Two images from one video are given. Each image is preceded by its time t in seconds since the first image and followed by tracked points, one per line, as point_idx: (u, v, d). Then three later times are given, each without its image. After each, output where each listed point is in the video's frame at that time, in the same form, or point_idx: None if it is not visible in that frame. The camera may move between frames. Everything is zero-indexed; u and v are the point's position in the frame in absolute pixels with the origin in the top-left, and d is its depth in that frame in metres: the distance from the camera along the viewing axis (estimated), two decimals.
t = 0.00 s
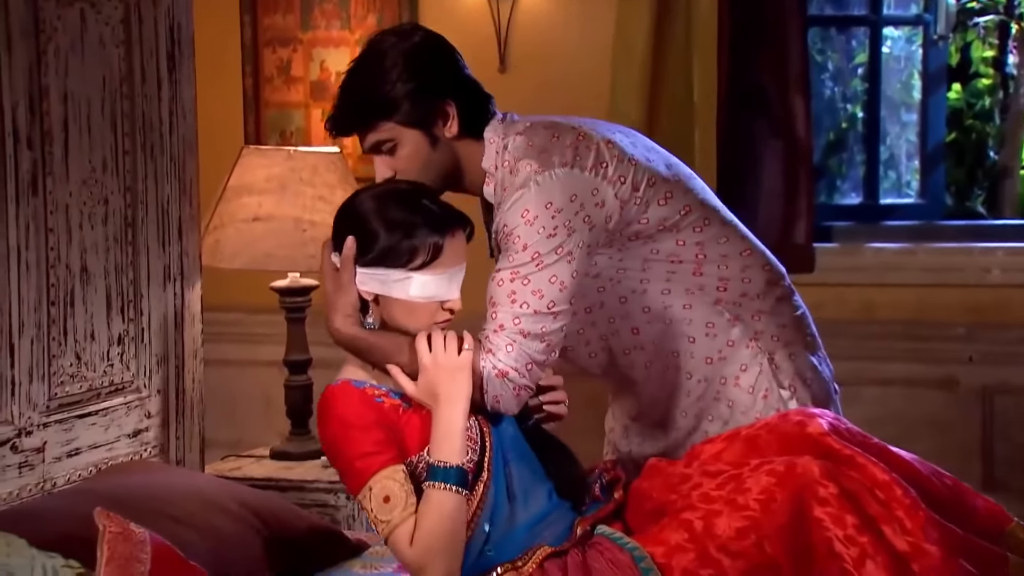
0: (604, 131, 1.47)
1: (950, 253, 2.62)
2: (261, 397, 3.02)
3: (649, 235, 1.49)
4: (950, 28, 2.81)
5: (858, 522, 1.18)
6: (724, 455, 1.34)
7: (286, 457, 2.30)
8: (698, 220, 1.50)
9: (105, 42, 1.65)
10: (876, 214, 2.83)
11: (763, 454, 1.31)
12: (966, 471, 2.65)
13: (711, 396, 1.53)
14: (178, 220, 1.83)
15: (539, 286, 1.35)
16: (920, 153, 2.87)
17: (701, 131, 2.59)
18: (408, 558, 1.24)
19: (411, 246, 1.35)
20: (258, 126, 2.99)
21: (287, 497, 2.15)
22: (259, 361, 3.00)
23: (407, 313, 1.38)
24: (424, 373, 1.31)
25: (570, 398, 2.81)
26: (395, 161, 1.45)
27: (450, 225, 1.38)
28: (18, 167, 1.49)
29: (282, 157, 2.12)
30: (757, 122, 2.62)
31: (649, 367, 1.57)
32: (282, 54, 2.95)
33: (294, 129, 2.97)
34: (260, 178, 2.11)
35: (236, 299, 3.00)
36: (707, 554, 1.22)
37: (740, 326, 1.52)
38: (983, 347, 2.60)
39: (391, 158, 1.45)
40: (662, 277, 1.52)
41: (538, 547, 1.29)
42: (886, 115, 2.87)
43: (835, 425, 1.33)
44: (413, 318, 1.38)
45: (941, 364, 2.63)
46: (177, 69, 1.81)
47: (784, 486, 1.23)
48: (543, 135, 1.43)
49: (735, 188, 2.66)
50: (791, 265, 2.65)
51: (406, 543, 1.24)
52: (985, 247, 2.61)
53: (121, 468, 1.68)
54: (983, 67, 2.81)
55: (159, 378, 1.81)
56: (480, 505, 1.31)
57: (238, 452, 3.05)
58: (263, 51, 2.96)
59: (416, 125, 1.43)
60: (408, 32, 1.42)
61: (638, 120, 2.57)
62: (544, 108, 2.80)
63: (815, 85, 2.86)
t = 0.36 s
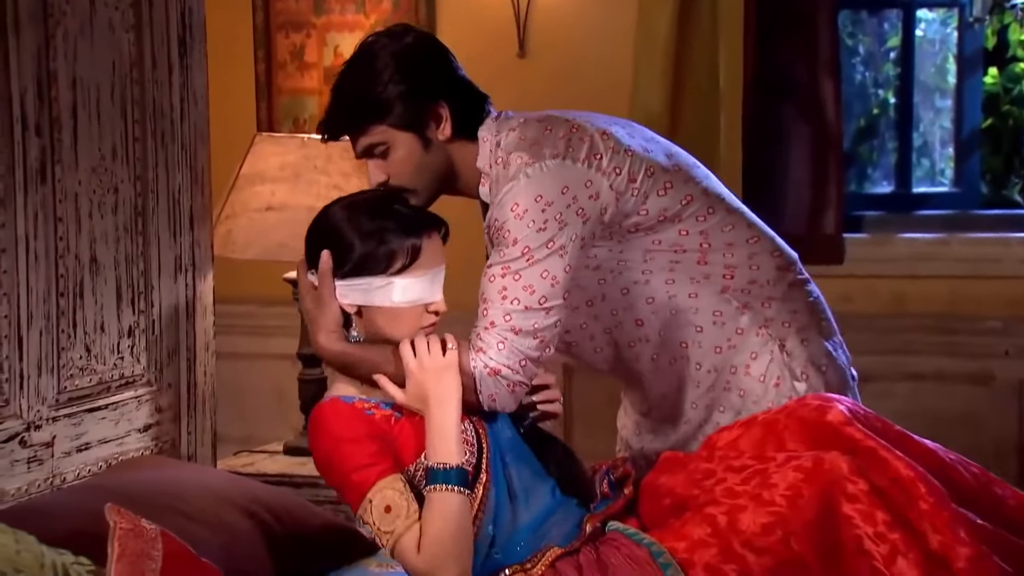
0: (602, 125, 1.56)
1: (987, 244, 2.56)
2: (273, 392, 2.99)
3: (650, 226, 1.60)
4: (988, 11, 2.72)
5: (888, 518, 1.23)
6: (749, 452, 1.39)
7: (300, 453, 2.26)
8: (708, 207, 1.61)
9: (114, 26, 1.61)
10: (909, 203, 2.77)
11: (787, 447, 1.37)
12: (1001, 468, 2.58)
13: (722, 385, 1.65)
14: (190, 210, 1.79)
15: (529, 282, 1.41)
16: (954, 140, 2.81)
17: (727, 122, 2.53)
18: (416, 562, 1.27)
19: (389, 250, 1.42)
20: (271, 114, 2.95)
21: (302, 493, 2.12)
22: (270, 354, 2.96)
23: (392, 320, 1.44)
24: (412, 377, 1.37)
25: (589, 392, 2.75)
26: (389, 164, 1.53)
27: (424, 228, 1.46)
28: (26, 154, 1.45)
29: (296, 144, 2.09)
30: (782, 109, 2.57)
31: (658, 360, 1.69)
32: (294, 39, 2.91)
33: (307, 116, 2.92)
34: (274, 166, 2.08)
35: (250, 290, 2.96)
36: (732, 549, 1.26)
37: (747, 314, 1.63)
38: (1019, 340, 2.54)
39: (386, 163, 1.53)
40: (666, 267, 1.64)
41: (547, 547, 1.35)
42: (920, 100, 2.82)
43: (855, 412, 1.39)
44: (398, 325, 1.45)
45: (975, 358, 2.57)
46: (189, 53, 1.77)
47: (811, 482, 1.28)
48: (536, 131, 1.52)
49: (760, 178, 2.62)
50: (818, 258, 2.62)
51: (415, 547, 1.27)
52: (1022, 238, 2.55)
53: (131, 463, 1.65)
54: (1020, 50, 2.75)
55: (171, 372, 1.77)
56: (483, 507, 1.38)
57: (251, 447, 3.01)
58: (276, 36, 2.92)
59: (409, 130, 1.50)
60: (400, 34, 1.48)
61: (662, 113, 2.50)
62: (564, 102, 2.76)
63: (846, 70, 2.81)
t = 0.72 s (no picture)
0: (607, 118, 1.54)
1: None
2: (284, 388, 2.95)
3: (659, 220, 1.58)
4: None
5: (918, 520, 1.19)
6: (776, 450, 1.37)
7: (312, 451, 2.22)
8: (720, 197, 1.59)
9: (122, 12, 1.57)
10: (943, 194, 2.72)
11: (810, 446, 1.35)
12: None
13: (739, 377, 1.63)
14: (199, 202, 1.75)
15: (528, 279, 1.38)
16: (989, 129, 2.73)
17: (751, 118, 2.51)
18: None
19: (370, 262, 1.40)
20: (282, 103, 2.91)
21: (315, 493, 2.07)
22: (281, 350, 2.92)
23: (379, 333, 1.42)
24: (400, 390, 1.33)
25: (608, 391, 2.70)
26: (392, 171, 1.52)
27: (404, 237, 1.43)
28: (32, 144, 1.42)
29: (307, 134, 2.05)
30: (809, 97, 2.50)
31: (673, 356, 1.68)
32: (307, 25, 2.87)
33: (319, 105, 2.88)
34: (286, 157, 2.05)
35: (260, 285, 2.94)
36: (755, 550, 1.26)
37: (762, 304, 1.61)
38: None
39: (387, 169, 1.52)
40: (676, 261, 1.62)
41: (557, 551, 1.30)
42: (954, 88, 2.75)
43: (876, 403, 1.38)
44: (385, 339, 1.42)
45: (1012, 355, 2.49)
46: (198, 40, 1.73)
47: (839, 484, 1.25)
48: (537, 126, 1.49)
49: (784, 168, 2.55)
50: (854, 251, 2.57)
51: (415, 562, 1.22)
52: None
53: (138, 461, 1.61)
54: None
55: (180, 367, 1.73)
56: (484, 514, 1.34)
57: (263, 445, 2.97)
58: (287, 23, 2.89)
59: (410, 135, 1.48)
60: (402, 36, 1.46)
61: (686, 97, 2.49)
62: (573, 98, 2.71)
63: (877, 56, 2.75)
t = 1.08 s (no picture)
0: (613, 114, 1.51)
1: None
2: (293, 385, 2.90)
3: (667, 217, 1.54)
4: None
5: (946, 519, 1.20)
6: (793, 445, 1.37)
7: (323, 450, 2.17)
8: (732, 189, 1.55)
9: None
10: (977, 184, 2.67)
11: (836, 442, 1.33)
12: None
13: (758, 372, 1.57)
14: (206, 193, 1.70)
15: (522, 280, 1.36)
16: None
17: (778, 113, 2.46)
18: None
19: (344, 283, 1.39)
20: (290, 91, 2.86)
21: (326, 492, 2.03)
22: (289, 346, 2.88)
23: (359, 352, 1.41)
24: (383, 404, 1.31)
25: (626, 388, 2.64)
26: (397, 177, 1.51)
27: (376, 253, 1.42)
28: (34, 134, 1.37)
29: (317, 123, 2.00)
30: (837, 85, 2.49)
31: (689, 351, 1.63)
32: (316, 12, 2.82)
33: (327, 94, 2.83)
34: (296, 146, 1.99)
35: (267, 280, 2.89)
36: (777, 550, 1.25)
37: (779, 295, 1.55)
38: None
39: (391, 175, 1.51)
40: (687, 255, 1.57)
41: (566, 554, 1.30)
42: (988, 74, 2.68)
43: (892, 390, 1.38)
44: (367, 357, 1.41)
45: None
46: (205, 26, 1.68)
47: (864, 483, 1.25)
48: (541, 125, 1.47)
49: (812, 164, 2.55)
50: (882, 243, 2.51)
51: None
52: None
53: (142, 460, 1.56)
54: None
55: (186, 364, 1.68)
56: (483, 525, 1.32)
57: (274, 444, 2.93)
58: (296, 9, 2.83)
59: (414, 141, 1.47)
60: (404, 39, 1.44)
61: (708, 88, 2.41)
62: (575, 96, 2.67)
63: (907, 42, 2.67)
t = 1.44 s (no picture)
0: (616, 111, 1.44)
1: None
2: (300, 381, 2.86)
3: (674, 215, 1.47)
4: None
5: (966, 519, 1.18)
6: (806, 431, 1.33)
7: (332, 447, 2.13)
8: (742, 183, 1.49)
9: None
10: (1005, 174, 2.60)
11: (850, 442, 1.29)
12: None
13: (774, 364, 1.52)
14: (211, 183, 1.67)
15: (515, 282, 1.28)
16: None
17: (800, 102, 2.41)
18: None
19: (308, 309, 1.33)
20: (298, 79, 2.82)
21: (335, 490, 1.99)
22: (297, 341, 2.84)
23: (331, 376, 1.34)
24: (359, 425, 1.25)
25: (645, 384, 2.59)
26: (402, 186, 1.46)
27: (336, 273, 1.37)
28: (35, 122, 1.33)
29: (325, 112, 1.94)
30: (865, 79, 2.42)
31: (704, 348, 1.57)
32: None
33: (335, 81, 2.78)
34: (302, 135, 1.93)
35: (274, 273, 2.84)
36: (797, 557, 1.22)
37: (796, 286, 1.49)
38: None
39: (395, 184, 1.47)
40: (697, 250, 1.50)
41: (571, 559, 1.27)
42: (1019, 59, 2.63)
43: (903, 375, 1.35)
44: (341, 380, 1.35)
45: None
46: (210, 11, 1.64)
47: (881, 485, 1.23)
48: (541, 124, 1.40)
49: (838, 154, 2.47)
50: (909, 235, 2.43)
51: None
52: None
53: (146, 458, 1.52)
54: None
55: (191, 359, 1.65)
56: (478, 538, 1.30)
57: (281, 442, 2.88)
58: None
59: (419, 147, 1.43)
60: (405, 42, 1.40)
61: (728, 73, 2.38)
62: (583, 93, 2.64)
63: (937, 25, 2.62)
